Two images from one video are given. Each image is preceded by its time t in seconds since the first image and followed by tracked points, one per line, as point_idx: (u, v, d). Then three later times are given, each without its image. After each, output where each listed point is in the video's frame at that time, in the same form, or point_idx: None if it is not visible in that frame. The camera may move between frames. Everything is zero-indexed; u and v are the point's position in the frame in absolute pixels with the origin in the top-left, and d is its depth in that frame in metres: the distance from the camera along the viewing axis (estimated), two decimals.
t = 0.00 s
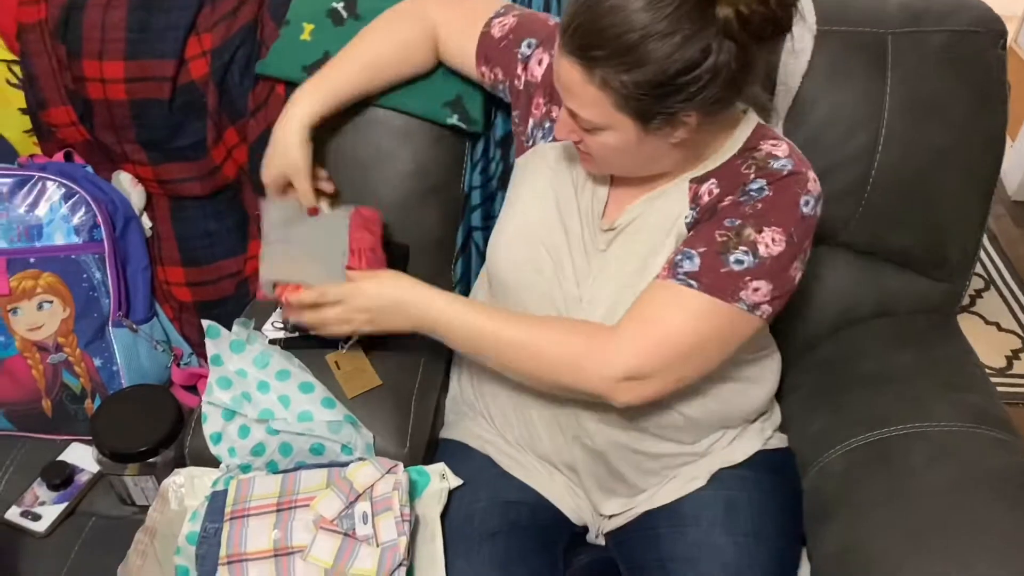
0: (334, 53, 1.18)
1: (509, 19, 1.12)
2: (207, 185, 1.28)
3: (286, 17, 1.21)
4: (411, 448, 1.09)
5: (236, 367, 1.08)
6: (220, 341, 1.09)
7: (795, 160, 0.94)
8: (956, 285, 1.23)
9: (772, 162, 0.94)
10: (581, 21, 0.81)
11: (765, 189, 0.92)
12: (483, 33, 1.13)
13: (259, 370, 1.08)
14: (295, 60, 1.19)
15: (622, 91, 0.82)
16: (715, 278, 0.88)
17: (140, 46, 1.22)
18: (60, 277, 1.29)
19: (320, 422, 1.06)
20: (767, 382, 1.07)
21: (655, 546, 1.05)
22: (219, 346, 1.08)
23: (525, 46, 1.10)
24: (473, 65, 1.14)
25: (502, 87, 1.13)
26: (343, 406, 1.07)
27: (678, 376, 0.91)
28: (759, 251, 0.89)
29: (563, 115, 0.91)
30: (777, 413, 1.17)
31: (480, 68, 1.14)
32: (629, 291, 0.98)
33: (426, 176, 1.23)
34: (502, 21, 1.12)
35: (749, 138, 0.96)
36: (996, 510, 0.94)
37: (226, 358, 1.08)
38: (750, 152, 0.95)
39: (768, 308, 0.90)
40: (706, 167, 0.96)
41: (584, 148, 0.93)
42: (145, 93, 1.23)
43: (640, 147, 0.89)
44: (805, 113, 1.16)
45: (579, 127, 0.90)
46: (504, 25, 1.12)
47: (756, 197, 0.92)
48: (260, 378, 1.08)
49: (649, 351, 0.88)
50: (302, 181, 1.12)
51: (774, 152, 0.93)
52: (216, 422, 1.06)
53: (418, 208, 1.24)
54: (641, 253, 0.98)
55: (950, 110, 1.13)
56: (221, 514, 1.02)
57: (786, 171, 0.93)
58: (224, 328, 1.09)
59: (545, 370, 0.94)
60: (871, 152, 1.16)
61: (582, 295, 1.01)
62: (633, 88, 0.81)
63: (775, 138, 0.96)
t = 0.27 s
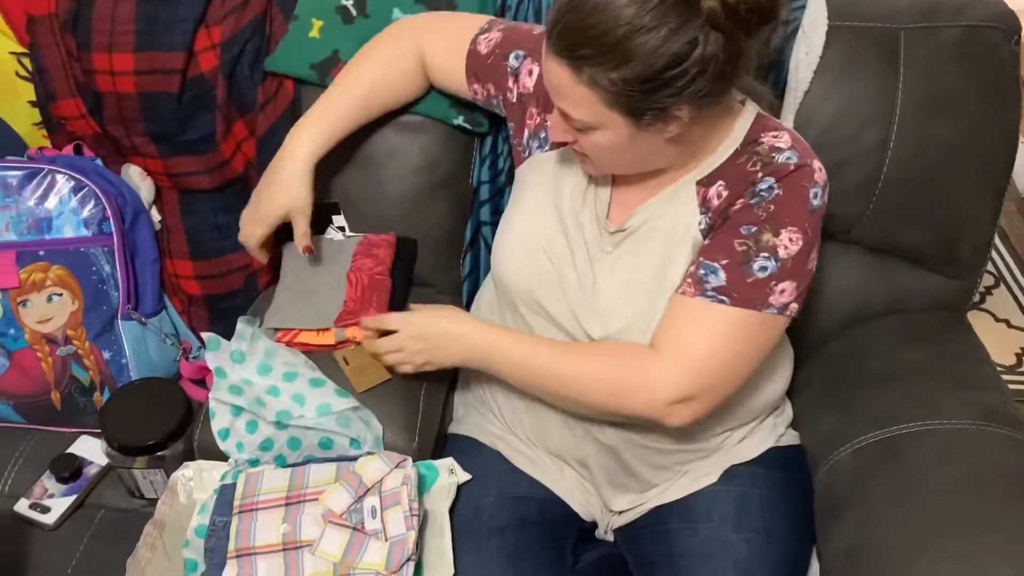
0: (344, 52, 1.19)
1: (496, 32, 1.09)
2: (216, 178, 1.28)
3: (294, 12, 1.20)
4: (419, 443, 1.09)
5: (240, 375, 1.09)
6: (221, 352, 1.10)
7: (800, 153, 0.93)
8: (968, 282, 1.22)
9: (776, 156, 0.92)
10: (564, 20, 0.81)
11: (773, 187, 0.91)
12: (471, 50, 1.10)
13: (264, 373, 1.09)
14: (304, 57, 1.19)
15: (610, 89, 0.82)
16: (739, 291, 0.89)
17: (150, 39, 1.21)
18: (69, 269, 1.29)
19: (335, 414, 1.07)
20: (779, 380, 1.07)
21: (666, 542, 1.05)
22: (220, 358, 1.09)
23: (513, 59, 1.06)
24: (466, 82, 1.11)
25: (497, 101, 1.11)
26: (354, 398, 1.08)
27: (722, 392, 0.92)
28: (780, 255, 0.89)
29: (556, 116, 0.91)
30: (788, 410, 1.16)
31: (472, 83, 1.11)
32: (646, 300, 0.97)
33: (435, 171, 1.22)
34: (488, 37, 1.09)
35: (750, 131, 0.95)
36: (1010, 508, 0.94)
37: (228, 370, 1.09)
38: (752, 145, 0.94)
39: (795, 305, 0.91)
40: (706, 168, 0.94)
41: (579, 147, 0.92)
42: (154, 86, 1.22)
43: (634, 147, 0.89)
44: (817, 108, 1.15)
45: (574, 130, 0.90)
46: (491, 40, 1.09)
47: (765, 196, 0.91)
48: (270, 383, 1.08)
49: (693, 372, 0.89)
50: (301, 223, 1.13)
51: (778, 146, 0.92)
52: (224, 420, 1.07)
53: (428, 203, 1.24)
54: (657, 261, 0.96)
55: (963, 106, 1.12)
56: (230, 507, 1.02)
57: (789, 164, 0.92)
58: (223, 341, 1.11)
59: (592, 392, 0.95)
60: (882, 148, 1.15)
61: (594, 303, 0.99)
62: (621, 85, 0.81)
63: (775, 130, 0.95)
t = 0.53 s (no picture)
0: (347, 54, 1.18)
1: (478, 57, 1.09)
2: (220, 176, 1.29)
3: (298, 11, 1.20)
4: (422, 441, 1.09)
5: (241, 377, 1.07)
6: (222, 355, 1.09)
7: (799, 146, 0.92)
8: (972, 282, 1.22)
9: (775, 150, 0.92)
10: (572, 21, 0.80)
11: (774, 181, 0.91)
12: (456, 81, 1.09)
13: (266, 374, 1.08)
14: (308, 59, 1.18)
15: (626, 86, 0.80)
16: (745, 287, 0.89)
17: (153, 37, 1.21)
18: (73, 266, 1.29)
19: (336, 413, 1.06)
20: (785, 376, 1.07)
21: (669, 542, 1.05)
22: (220, 360, 1.08)
23: (501, 83, 1.06)
24: (455, 112, 1.11)
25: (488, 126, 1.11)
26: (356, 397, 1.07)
27: (732, 391, 0.91)
28: (784, 249, 0.89)
29: (564, 122, 0.89)
30: (792, 409, 1.16)
31: (462, 112, 1.11)
32: (652, 299, 0.97)
33: (438, 169, 1.22)
34: (471, 64, 1.09)
35: (749, 126, 0.94)
36: (1014, 508, 0.94)
37: (229, 372, 1.07)
38: (752, 139, 0.93)
39: (801, 299, 0.91)
40: (708, 165, 0.94)
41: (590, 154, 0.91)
42: (157, 84, 1.23)
43: (647, 146, 0.87)
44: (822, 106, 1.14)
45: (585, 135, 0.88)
46: (473, 67, 1.08)
47: (766, 191, 0.91)
48: (271, 383, 1.07)
49: (704, 371, 0.89)
50: (316, 268, 1.14)
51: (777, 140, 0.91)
52: (227, 416, 1.06)
53: (431, 201, 1.24)
54: (662, 259, 0.96)
55: (968, 105, 1.12)
56: (232, 505, 1.02)
57: (790, 159, 0.91)
58: (223, 345, 1.10)
59: (604, 393, 0.95)
60: (887, 147, 1.14)
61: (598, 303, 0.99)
62: (637, 81, 0.79)
63: (774, 123, 0.94)
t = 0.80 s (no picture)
0: (353, 51, 1.18)
1: (479, 49, 1.08)
2: (223, 172, 1.28)
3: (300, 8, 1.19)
4: (426, 439, 1.09)
5: (244, 395, 1.07)
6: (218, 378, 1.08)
7: (797, 141, 0.91)
8: (978, 279, 1.21)
9: (773, 146, 0.91)
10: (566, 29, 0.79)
11: (774, 179, 0.90)
12: (456, 71, 1.09)
13: (267, 388, 1.07)
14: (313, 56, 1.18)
15: (626, 92, 0.79)
16: (744, 286, 0.88)
17: (156, 33, 1.21)
18: (76, 263, 1.29)
19: (346, 420, 1.05)
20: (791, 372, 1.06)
21: (673, 540, 1.04)
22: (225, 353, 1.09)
23: (500, 74, 1.06)
24: (454, 104, 1.11)
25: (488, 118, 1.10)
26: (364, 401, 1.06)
27: (734, 389, 0.91)
28: (783, 248, 0.88)
29: (566, 133, 0.88)
30: (798, 407, 1.15)
31: (461, 104, 1.10)
32: (652, 297, 0.96)
33: (442, 166, 1.22)
34: (471, 56, 1.08)
35: (748, 121, 0.93)
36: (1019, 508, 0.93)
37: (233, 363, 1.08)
38: (749, 135, 0.93)
39: (802, 297, 0.90)
40: (706, 162, 0.93)
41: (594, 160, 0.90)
42: (161, 80, 1.22)
43: (651, 148, 0.87)
44: (828, 103, 1.13)
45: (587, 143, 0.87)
46: (474, 59, 1.08)
47: (764, 188, 0.90)
48: (275, 396, 1.06)
49: (706, 371, 0.89)
50: (303, 255, 1.11)
51: (776, 136, 0.91)
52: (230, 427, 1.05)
53: (435, 199, 1.23)
54: (661, 257, 0.95)
55: (976, 102, 1.11)
56: (236, 502, 1.01)
57: (788, 154, 0.90)
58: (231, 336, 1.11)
59: (605, 392, 0.94)
60: (894, 144, 1.14)
61: (597, 300, 0.99)
62: (637, 84, 0.78)
63: (772, 118, 0.93)
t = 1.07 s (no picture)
0: (356, 50, 1.20)
1: (477, 52, 1.06)
2: (225, 172, 1.28)
3: (305, 6, 1.22)
4: (428, 439, 1.10)
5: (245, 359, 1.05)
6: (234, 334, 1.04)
7: (803, 146, 0.90)
8: (981, 278, 1.21)
9: (782, 152, 0.89)
10: (564, 44, 0.77)
11: (793, 189, 0.88)
12: (455, 74, 1.08)
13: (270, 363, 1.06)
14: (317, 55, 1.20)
15: (627, 107, 0.78)
16: (811, 300, 0.87)
17: (158, 32, 1.21)
18: (78, 262, 1.29)
19: (342, 410, 1.05)
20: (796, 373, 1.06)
21: (675, 539, 1.04)
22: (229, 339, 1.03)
23: (498, 79, 1.04)
24: (456, 106, 1.10)
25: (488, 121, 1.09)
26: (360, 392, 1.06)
27: (824, 402, 0.91)
28: (827, 255, 0.88)
29: (565, 146, 0.87)
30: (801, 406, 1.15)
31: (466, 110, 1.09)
32: (673, 308, 0.94)
33: (443, 165, 1.22)
34: (470, 60, 1.06)
35: (752, 126, 0.91)
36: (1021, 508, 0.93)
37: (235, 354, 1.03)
38: (755, 141, 0.91)
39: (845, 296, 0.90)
40: (719, 170, 0.91)
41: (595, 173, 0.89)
42: (162, 79, 1.22)
43: (649, 163, 0.86)
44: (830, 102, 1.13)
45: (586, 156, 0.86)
46: (473, 62, 1.06)
47: (782, 199, 0.89)
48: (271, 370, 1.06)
49: (807, 394, 0.89)
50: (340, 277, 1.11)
51: (784, 142, 0.89)
52: (229, 420, 1.05)
53: (437, 196, 1.24)
54: (683, 270, 0.93)
55: (978, 101, 1.11)
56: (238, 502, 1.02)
57: (801, 161, 0.89)
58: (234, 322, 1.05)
59: (710, 438, 0.91)
60: (897, 143, 1.13)
61: (616, 313, 0.97)
62: (636, 99, 0.77)
63: (777, 120, 0.91)
